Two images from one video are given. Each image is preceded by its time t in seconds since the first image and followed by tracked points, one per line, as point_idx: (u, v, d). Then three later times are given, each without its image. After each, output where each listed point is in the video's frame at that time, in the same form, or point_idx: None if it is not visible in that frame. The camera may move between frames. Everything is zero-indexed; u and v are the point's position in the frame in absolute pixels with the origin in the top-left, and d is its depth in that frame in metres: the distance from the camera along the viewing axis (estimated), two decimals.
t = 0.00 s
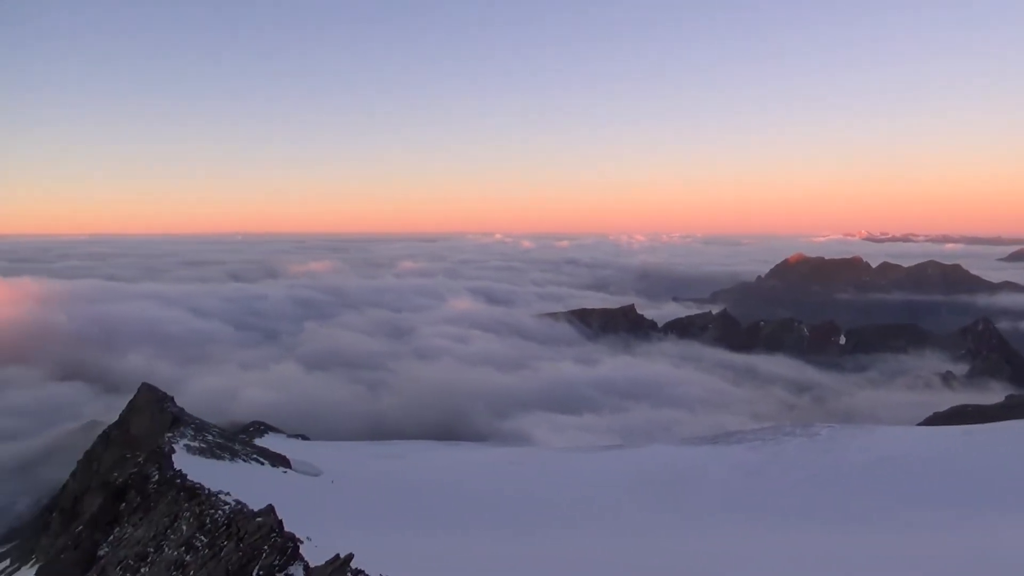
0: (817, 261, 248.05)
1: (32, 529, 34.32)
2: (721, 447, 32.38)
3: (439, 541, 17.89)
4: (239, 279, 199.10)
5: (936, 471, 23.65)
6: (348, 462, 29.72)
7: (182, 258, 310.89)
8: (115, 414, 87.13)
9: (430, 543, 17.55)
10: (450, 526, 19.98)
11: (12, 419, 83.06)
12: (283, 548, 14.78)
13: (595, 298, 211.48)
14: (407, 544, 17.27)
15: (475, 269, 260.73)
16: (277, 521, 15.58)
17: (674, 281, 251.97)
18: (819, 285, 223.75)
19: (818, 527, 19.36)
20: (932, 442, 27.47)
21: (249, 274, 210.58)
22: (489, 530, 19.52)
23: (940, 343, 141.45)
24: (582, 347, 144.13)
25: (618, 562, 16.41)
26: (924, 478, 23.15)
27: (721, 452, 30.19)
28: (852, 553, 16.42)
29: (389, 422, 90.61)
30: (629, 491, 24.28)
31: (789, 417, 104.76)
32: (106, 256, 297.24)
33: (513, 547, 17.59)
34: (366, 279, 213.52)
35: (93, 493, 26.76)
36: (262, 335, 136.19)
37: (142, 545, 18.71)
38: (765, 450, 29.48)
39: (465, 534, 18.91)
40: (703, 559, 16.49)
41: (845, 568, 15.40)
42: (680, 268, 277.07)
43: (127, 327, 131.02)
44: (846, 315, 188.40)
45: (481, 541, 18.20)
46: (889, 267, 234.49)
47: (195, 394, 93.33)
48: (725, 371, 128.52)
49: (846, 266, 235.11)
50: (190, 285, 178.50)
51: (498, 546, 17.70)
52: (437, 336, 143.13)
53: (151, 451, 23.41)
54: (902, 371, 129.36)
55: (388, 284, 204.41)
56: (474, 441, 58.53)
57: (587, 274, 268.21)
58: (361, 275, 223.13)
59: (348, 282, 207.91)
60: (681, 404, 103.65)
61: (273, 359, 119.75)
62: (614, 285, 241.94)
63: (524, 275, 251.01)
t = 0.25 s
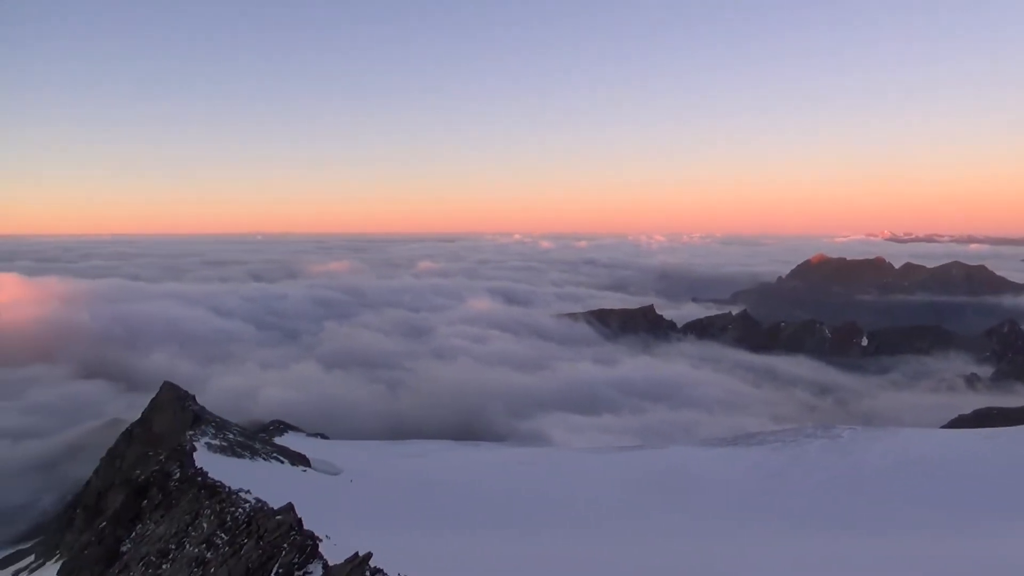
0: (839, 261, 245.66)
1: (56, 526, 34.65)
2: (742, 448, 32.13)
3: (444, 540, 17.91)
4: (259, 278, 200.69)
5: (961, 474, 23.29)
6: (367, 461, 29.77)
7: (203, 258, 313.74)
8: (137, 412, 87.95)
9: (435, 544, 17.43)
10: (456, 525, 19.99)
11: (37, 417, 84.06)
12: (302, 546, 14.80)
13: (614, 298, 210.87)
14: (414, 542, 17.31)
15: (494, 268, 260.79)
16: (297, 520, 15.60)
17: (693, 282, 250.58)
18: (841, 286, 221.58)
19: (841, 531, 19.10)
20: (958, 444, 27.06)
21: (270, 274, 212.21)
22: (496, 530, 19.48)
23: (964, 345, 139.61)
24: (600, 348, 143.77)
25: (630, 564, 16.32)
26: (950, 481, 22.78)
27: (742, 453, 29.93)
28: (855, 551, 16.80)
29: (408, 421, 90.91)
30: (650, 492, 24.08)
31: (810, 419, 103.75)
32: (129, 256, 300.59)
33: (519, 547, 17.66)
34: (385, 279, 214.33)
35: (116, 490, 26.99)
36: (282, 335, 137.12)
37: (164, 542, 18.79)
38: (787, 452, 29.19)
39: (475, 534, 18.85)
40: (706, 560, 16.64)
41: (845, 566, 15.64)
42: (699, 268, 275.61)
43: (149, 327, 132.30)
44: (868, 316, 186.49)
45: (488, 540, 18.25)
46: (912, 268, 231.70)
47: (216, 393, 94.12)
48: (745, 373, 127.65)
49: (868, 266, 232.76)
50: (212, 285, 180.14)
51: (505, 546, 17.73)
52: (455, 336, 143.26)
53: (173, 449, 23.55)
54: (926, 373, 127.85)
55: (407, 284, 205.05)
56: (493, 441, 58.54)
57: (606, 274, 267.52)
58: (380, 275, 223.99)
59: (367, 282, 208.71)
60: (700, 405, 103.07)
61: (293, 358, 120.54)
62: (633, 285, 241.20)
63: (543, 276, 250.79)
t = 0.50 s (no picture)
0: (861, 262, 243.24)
1: (80, 522, 35.11)
2: (761, 450, 31.96)
3: (456, 539, 17.99)
4: (279, 278, 202.28)
5: (983, 477, 23.03)
6: (386, 461, 29.91)
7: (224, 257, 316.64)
8: (159, 410, 88.93)
9: (447, 543, 17.46)
10: (468, 524, 20.09)
11: (61, 415, 85.26)
12: (321, 544, 14.92)
13: (632, 298, 210.33)
14: (427, 541, 17.42)
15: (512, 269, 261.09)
16: (315, 518, 15.73)
17: (713, 282, 249.23)
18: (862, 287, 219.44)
19: (860, 534, 18.95)
20: (980, 448, 26.75)
21: (290, 274, 213.82)
22: (510, 530, 19.51)
23: (988, 347, 137.83)
24: (619, 348, 143.50)
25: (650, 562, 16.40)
26: (972, 484, 22.53)
27: (761, 455, 29.78)
28: (865, 552, 17.02)
29: (426, 420, 91.26)
30: (670, 494, 24.00)
31: (831, 420, 102.87)
32: (152, 256, 304.21)
33: (535, 547, 17.72)
34: (404, 279, 215.22)
35: (137, 487, 27.30)
36: (302, 334, 138.12)
37: (184, 539, 18.96)
38: (806, 454, 29.00)
39: (489, 534, 18.91)
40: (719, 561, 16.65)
41: (850, 566, 15.89)
42: (719, 269, 274.16)
43: (171, 326, 133.70)
44: (890, 318, 184.57)
45: (498, 540, 18.29)
46: (936, 269, 228.87)
47: (236, 392, 94.98)
48: (764, 374, 126.86)
49: (891, 267, 230.31)
50: (233, 285, 181.86)
51: (517, 546, 17.74)
52: (474, 336, 143.46)
53: (194, 448, 23.82)
54: (949, 375, 126.34)
55: (426, 284, 205.73)
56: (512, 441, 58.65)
57: (625, 274, 266.80)
58: (399, 275, 224.94)
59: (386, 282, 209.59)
60: (719, 406, 102.54)
61: (313, 357, 121.40)
62: (652, 286, 240.41)
63: (562, 276, 250.66)
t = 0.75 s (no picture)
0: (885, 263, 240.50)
1: (104, 518, 35.55)
2: (782, 452, 31.70)
3: (470, 538, 18.00)
4: (300, 278, 203.60)
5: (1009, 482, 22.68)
6: (405, 460, 29.99)
7: (247, 256, 319.59)
8: (181, 407, 89.93)
9: (466, 542, 17.50)
10: (483, 523, 20.10)
11: (85, 411, 86.40)
12: (340, 542, 14.98)
13: (652, 299, 209.49)
14: (441, 540, 17.46)
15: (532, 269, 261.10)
16: (335, 516, 15.80)
17: (734, 283, 247.57)
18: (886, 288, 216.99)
19: (883, 538, 18.74)
20: (1006, 451, 26.34)
21: (310, 273, 215.13)
22: (524, 530, 19.50)
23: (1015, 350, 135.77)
24: (638, 349, 143.04)
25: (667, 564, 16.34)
26: (998, 488, 22.19)
27: (783, 457, 29.52)
28: (877, 555, 17.03)
29: (445, 419, 91.49)
30: (689, 495, 23.89)
31: (853, 423, 101.86)
32: (175, 255, 307.67)
33: (554, 548, 17.71)
34: (423, 279, 215.83)
35: (160, 483, 27.59)
36: (322, 333, 138.95)
37: (205, 535, 19.10)
38: (829, 456, 28.72)
39: (503, 533, 18.88)
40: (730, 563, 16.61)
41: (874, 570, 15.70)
42: (740, 269, 272.34)
43: (193, 324, 135.09)
44: (914, 320, 182.38)
45: (512, 540, 18.29)
46: (961, 270, 225.74)
47: (257, 390, 95.73)
48: (786, 376, 125.89)
49: (915, 268, 227.50)
50: (255, 284, 183.37)
51: (536, 546, 17.74)
52: (493, 336, 143.67)
53: (216, 445, 24.07)
54: (974, 378, 124.63)
55: (445, 284, 206.23)
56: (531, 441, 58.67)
57: (645, 274, 265.81)
58: (419, 275, 225.70)
59: (405, 281, 210.34)
60: (740, 408, 101.88)
61: (333, 356, 122.09)
62: (672, 287, 239.27)
63: (581, 276, 250.18)
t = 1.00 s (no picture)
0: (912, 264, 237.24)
1: (129, 510, 36.11)
2: (806, 455, 31.43)
3: (486, 537, 18.02)
4: (324, 275, 205.01)
5: None
6: (425, 457, 30.13)
7: (271, 253, 322.69)
8: (206, 402, 91.02)
9: (485, 541, 17.54)
10: (500, 521, 20.12)
11: (112, 405, 87.67)
12: (362, 537, 15.05)
13: (675, 299, 208.45)
14: (457, 537, 17.51)
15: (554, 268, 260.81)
16: (356, 512, 15.90)
17: (758, 284, 245.57)
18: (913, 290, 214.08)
19: (908, 543, 18.49)
20: None
21: (334, 270, 216.46)
22: (541, 529, 19.49)
23: None
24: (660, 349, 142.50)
25: (684, 567, 16.23)
26: None
27: (806, 460, 29.28)
28: (896, 560, 16.88)
29: (466, 417, 91.79)
30: (710, 497, 23.74)
31: (879, 426, 100.67)
32: (201, 251, 311.49)
33: (574, 547, 17.76)
34: (446, 278, 216.52)
35: (185, 477, 27.97)
36: (345, 330, 139.85)
37: (228, 528, 19.32)
38: (853, 460, 28.41)
39: (519, 532, 18.88)
40: (747, 566, 16.50)
41: None
42: (764, 270, 270.13)
43: (219, 321, 136.61)
44: (942, 322, 179.77)
45: (527, 539, 18.31)
46: (991, 272, 222.03)
47: (281, 386, 96.66)
48: (810, 378, 124.71)
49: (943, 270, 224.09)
50: (279, 281, 184.98)
51: (556, 545, 17.74)
52: (515, 335, 143.76)
53: (239, 439, 24.33)
54: (1003, 382, 122.64)
55: (467, 283, 206.71)
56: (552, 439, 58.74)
57: (668, 274, 264.43)
58: (441, 273, 226.48)
59: (428, 279, 211.10)
60: (763, 409, 101.09)
61: (355, 353, 122.87)
62: (695, 287, 237.77)
63: (604, 275, 249.51)
